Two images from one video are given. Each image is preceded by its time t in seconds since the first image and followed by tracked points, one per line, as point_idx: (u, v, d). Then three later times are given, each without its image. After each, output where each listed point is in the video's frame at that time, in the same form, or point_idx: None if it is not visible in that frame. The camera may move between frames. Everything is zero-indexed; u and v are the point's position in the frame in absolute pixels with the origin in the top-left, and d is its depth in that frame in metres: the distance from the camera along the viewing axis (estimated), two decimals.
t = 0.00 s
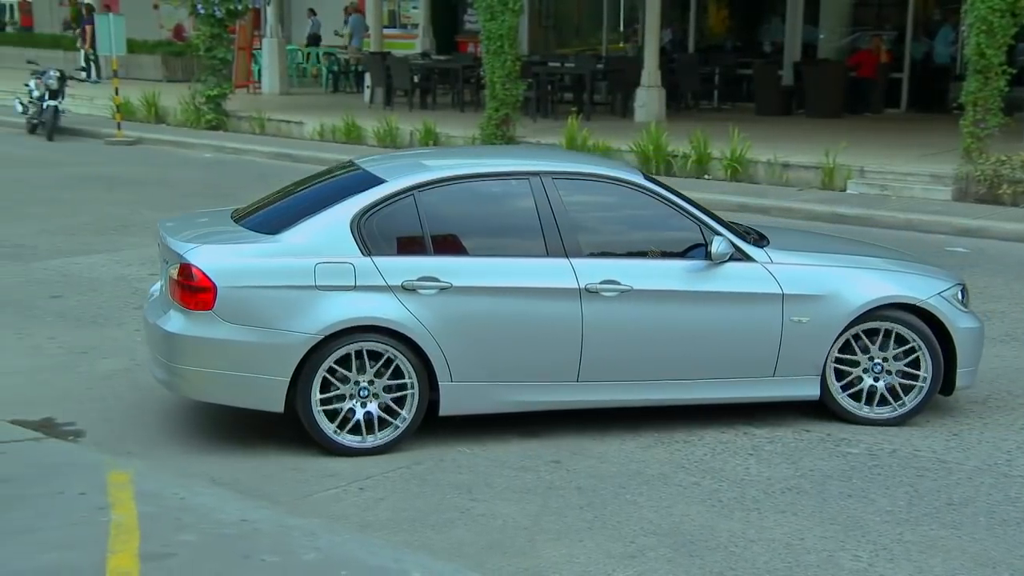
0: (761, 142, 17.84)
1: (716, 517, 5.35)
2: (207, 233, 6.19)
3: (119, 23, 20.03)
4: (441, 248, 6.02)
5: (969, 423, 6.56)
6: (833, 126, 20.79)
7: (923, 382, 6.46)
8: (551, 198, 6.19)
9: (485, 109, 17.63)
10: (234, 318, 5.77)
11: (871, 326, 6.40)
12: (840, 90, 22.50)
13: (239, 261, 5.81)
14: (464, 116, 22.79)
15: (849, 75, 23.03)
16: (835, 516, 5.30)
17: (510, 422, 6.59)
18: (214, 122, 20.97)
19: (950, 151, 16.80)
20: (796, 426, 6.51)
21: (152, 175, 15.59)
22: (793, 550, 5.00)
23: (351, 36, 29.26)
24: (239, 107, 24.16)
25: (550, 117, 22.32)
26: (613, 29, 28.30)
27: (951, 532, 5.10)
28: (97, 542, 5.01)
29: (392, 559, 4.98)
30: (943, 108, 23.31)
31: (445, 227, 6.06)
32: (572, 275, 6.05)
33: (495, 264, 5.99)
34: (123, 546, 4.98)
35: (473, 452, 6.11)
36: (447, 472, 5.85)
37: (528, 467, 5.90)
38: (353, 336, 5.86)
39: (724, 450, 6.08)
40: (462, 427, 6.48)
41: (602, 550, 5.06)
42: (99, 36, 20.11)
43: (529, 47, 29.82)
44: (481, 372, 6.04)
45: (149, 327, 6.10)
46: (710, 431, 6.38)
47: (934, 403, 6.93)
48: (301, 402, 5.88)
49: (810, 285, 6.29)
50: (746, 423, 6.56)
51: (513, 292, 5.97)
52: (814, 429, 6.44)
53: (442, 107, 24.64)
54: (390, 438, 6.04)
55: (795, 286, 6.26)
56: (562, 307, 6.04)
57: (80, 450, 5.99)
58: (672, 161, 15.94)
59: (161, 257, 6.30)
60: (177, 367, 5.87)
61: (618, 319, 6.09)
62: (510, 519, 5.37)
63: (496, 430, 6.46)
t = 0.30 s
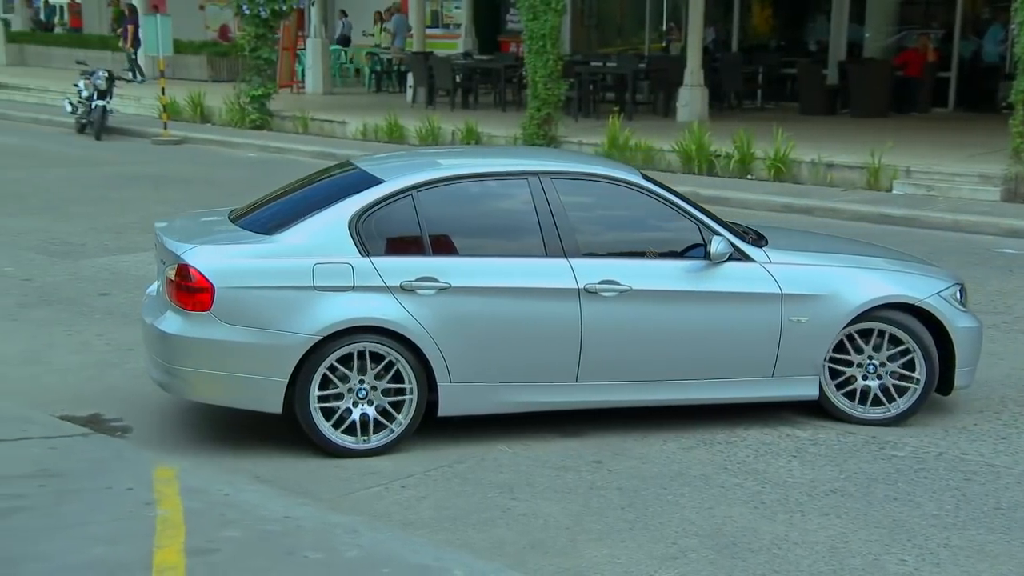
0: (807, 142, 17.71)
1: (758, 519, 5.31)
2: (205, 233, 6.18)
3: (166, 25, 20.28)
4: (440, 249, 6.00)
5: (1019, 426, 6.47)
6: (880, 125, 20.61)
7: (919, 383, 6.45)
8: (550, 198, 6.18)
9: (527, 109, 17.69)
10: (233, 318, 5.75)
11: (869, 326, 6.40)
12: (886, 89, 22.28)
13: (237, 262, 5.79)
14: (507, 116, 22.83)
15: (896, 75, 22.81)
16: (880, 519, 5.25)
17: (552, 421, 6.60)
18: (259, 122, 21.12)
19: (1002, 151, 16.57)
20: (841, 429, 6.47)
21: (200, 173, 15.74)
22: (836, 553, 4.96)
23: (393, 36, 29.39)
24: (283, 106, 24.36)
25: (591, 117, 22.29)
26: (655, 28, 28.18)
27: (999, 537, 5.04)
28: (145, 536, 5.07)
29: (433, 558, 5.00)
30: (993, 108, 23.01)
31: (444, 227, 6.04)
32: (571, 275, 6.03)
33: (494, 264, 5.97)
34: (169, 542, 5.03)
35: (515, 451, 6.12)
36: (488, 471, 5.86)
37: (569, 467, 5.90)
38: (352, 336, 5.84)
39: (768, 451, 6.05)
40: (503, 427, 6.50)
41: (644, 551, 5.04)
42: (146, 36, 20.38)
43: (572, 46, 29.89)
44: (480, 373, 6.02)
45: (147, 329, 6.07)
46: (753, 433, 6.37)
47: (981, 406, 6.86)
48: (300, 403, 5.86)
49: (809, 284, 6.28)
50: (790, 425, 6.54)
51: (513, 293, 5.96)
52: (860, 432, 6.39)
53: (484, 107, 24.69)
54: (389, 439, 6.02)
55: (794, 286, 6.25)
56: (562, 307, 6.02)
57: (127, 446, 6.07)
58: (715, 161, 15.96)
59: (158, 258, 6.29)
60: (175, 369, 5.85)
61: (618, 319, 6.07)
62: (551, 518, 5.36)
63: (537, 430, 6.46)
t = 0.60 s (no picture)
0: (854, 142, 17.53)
1: (804, 521, 5.27)
2: (203, 233, 6.14)
3: (213, 24, 20.48)
4: (440, 248, 5.99)
5: None
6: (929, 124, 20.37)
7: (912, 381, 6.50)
8: (549, 197, 6.20)
9: (570, 108, 17.54)
10: (233, 319, 5.71)
11: (866, 323, 6.46)
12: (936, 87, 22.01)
13: (237, 262, 5.76)
14: (551, 115, 22.80)
15: (946, 72, 22.55)
16: (928, 522, 5.20)
17: (596, 420, 6.60)
18: (304, 120, 21.22)
19: None
20: (888, 431, 6.42)
21: (247, 172, 15.87)
22: (883, 555, 4.92)
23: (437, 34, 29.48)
24: (327, 105, 24.50)
25: (635, 116, 22.23)
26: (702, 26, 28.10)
27: None
28: (192, 530, 5.13)
29: (476, 556, 5.01)
30: None
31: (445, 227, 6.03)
32: (572, 272, 6.04)
33: (495, 264, 5.97)
34: (216, 536, 5.08)
35: (558, 450, 6.13)
36: (532, 470, 5.87)
37: (612, 466, 5.89)
38: (353, 336, 5.82)
39: (813, 452, 6.02)
40: (546, 426, 6.51)
41: (688, 552, 5.02)
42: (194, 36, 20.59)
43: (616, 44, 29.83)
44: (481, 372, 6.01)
45: (145, 329, 6.04)
46: (799, 433, 6.35)
47: None
48: (301, 403, 5.84)
49: (808, 283, 6.33)
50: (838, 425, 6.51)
51: (516, 292, 5.96)
52: (910, 434, 6.35)
53: (527, 106, 24.69)
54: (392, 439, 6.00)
55: (794, 284, 6.30)
56: (563, 306, 6.02)
57: (175, 441, 6.14)
58: (760, 160, 15.87)
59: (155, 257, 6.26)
60: (175, 369, 5.82)
61: (618, 318, 6.09)
62: (594, 518, 5.36)
63: (582, 429, 6.46)
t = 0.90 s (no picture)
0: (904, 139, 17.33)
1: (851, 521, 5.22)
2: (207, 231, 6.12)
3: (261, 21, 20.68)
4: (446, 245, 5.99)
5: None
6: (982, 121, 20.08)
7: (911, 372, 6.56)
8: (554, 192, 6.22)
9: (615, 104, 17.50)
10: (239, 317, 5.70)
11: (868, 316, 6.52)
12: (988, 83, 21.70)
13: (243, 260, 5.74)
14: (595, 111, 22.78)
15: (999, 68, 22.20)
16: (979, 524, 5.13)
17: (641, 417, 6.61)
18: (349, 117, 21.36)
19: None
20: (937, 431, 6.36)
21: (293, 168, 16.00)
22: (933, 556, 4.86)
23: (482, 31, 29.57)
24: (372, 101, 24.62)
25: (680, 112, 22.14)
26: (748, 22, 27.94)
27: None
28: (240, 523, 5.17)
29: (520, 552, 5.01)
30: None
31: (452, 224, 6.04)
32: (577, 268, 6.06)
33: (499, 260, 5.98)
34: (263, 529, 5.11)
35: (602, 446, 6.13)
36: (575, 466, 5.87)
37: (657, 464, 5.88)
38: (359, 333, 5.82)
39: (860, 452, 5.98)
40: (589, 423, 6.51)
41: (733, 550, 4.99)
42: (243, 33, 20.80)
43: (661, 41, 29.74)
44: (487, 369, 6.02)
45: (149, 328, 6.01)
46: (846, 432, 6.31)
47: None
48: (308, 401, 5.82)
49: (810, 277, 6.37)
50: (885, 425, 6.47)
51: (522, 288, 5.97)
52: (960, 434, 6.28)
53: (571, 102, 24.69)
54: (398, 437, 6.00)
55: (796, 278, 6.35)
56: (569, 300, 6.04)
57: (224, 435, 6.22)
58: (807, 157, 15.75)
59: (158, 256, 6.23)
60: (181, 368, 5.80)
61: (623, 313, 6.12)
62: (638, 515, 5.34)
63: (627, 425, 6.46)
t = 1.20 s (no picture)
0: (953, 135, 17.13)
1: (899, 521, 5.17)
2: (212, 229, 6.11)
3: (307, 18, 20.86)
4: (454, 242, 6.00)
5: None
6: None
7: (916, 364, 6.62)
8: (560, 189, 6.25)
9: (660, 101, 17.46)
10: (248, 316, 5.69)
11: (870, 311, 6.58)
12: None
13: (252, 258, 5.73)
14: (640, 108, 22.74)
15: None
16: None
17: (685, 416, 6.60)
18: (393, 113, 21.44)
19: None
20: (987, 431, 6.29)
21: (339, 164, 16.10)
22: (983, 559, 4.80)
23: (526, 28, 29.63)
24: (416, 98, 24.70)
25: (726, 109, 22.03)
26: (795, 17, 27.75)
27: None
28: (286, 516, 5.21)
29: (563, 548, 5.00)
30: None
31: (459, 222, 6.05)
32: (585, 264, 6.09)
33: (508, 256, 6.00)
34: (309, 523, 5.14)
35: (646, 444, 6.13)
36: (619, 464, 5.87)
37: (701, 462, 5.87)
38: (368, 331, 5.81)
39: (908, 452, 5.93)
40: (631, 421, 6.51)
41: (778, 550, 4.95)
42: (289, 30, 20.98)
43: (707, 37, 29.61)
44: (496, 366, 6.03)
45: (155, 327, 5.99)
46: (894, 432, 6.26)
47: None
48: (317, 400, 5.81)
49: (814, 272, 6.44)
50: (933, 425, 6.42)
51: (530, 285, 5.98)
52: (1011, 435, 6.20)
53: (616, 99, 24.66)
54: (408, 435, 6.00)
55: (800, 273, 6.41)
56: (577, 297, 6.06)
57: (269, 430, 6.28)
58: (854, 154, 15.62)
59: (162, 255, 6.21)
60: (189, 367, 5.80)
61: (631, 310, 6.15)
62: (682, 514, 5.32)
63: (672, 423, 6.46)
